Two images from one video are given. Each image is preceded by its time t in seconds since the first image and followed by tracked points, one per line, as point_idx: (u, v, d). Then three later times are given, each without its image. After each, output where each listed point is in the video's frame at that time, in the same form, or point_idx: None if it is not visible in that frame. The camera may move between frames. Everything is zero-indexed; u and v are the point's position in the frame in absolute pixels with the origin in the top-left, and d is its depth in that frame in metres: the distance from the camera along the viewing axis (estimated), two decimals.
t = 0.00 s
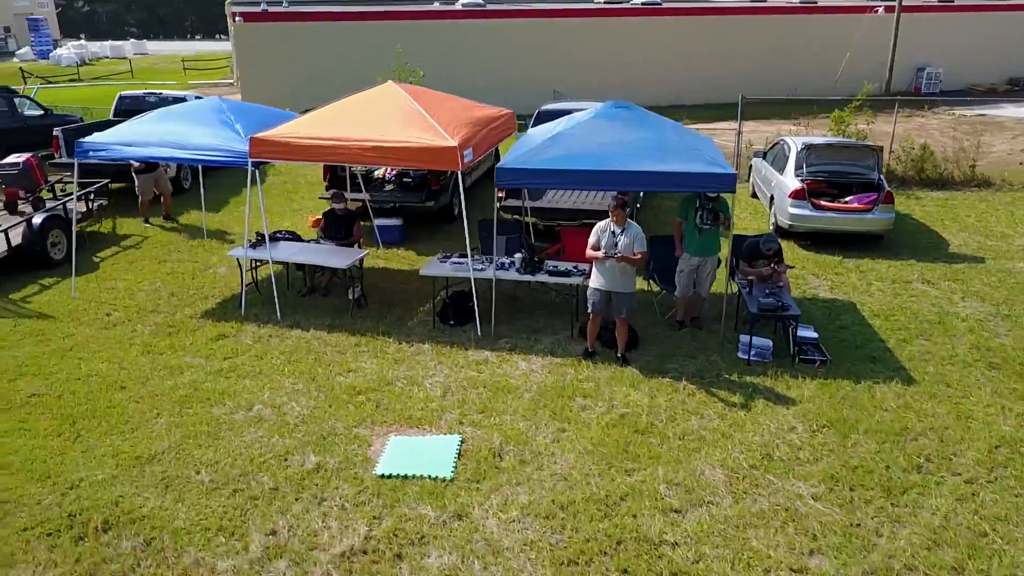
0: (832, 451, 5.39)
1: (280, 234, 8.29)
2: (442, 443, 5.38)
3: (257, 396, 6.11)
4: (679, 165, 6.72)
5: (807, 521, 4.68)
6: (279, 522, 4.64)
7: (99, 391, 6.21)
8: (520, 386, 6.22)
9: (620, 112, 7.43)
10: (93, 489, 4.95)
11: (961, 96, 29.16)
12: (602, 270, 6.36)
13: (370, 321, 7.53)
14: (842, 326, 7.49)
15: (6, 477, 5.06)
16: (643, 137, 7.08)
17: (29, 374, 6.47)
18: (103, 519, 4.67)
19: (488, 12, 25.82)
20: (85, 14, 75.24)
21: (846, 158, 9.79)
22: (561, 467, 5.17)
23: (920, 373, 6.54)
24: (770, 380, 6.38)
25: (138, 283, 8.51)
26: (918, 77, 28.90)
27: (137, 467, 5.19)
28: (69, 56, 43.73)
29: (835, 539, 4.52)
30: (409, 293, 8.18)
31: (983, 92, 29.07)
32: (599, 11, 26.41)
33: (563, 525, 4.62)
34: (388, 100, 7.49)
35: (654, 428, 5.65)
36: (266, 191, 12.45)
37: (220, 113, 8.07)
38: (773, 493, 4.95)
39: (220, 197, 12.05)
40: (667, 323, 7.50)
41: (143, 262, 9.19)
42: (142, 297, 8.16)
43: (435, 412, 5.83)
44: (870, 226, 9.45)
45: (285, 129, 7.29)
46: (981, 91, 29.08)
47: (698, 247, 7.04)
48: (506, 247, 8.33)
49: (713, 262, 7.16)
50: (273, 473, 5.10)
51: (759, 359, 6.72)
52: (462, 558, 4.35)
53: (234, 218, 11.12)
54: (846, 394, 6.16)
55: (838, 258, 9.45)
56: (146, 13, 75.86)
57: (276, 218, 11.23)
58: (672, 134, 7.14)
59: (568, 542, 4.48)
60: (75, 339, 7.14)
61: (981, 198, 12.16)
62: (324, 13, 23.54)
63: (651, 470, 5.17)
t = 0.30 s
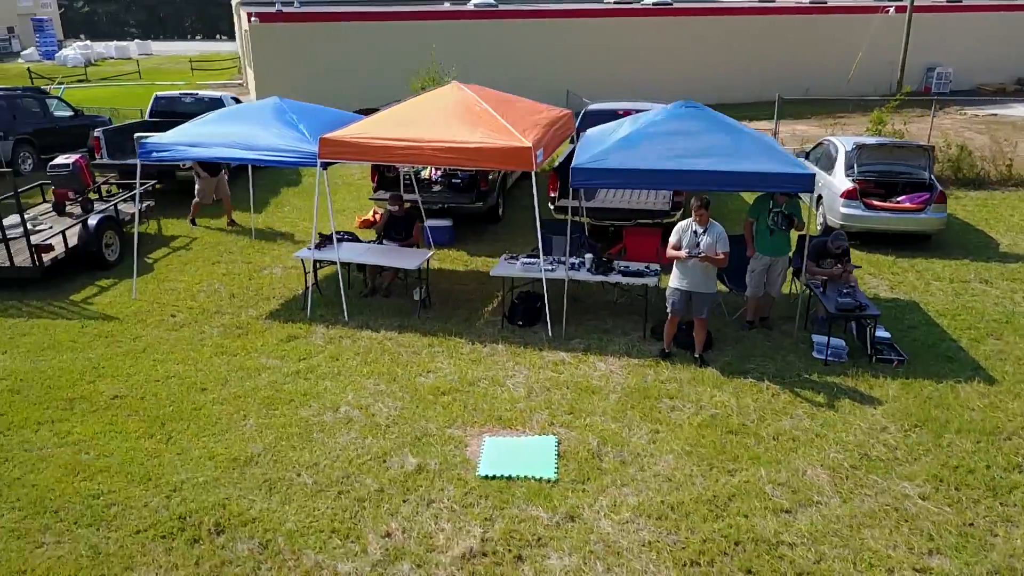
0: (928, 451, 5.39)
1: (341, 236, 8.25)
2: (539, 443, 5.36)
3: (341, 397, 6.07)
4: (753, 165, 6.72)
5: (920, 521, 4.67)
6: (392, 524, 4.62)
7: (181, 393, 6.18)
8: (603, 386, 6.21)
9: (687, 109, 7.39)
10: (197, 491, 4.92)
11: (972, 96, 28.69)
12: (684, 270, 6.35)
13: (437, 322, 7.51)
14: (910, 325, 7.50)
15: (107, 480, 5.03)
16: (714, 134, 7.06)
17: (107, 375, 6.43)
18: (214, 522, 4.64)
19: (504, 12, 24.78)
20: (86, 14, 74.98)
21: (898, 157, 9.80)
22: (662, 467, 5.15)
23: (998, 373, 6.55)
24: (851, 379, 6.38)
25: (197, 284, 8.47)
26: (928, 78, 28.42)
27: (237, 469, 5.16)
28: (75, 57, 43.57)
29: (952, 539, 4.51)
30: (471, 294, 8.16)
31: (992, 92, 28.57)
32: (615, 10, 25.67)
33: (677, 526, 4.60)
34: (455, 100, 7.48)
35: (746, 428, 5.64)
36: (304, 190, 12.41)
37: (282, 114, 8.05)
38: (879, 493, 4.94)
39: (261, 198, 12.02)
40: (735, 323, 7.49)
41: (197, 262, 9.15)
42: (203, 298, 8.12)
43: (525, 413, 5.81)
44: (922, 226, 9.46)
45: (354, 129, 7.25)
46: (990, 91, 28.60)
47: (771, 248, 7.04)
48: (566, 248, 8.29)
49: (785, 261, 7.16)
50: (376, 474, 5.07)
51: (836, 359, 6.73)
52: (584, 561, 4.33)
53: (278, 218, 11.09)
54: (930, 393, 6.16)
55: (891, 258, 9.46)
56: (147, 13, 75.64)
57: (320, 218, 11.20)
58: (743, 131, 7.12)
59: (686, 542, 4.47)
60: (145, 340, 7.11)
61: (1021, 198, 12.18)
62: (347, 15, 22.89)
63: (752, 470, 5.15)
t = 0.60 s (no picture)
0: (1019, 452, 5.39)
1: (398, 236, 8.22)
2: (631, 445, 5.36)
3: (421, 399, 6.06)
4: (830, 167, 6.72)
5: None
6: (498, 525, 4.61)
7: (260, 393, 6.17)
8: (682, 387, 6.21)
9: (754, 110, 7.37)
10: (295, 492, 4.91)
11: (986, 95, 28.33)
12: (760, 271, 6.35)
13: (502, 322, 7.51)
14: (975, 326, 7.50)
15: (204, 481, 5.02)
16: (787, 135, 7.04)
17: (182, 376, 6.42)
18: (320, 523, 4.63)
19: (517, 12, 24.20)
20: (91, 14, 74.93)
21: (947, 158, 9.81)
22: (756, 468, 5.15)
23: None
24: (927, 379, 6.38)
25: (254, 284, 8.46)
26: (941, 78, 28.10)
27: (331, 470, 5.14)
28: (85, 57, 43.51)
29: None
30: (531, 294, 8.15)
31: (1006, 92, 28.16)
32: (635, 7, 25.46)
33: (784, 527, 4.60)
34: (521, 100, 7.47)
35: (832, 429, 5.64)
36: (343, 191, 12.39)
37: (342, 114, 8.04)
38: (978, 494, 4.95)
39: (301, 198, 12.01)
40: (800, 324, 7.50)
41: (250, 263, 9.14)
42: (263, 298, 8.11)
43: (610, 414, 5.80)
44: (973, 227, 9.48)
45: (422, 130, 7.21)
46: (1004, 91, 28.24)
47: (837, 251, 7.04)
48: (624, 248, 8.27)
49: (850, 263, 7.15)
50: (472, 475, 5.07)
51: (908, 360, 6.72)
52: (697, 562, 4.33)
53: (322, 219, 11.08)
54: (1009, 394, 6.16)
55: (942, 258, 9.47)
56: (153, 14, 75.58)
57: (364, 218, 11.20)
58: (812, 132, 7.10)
59: (795, 543, 4.47)
60: (214, 341, 7.09)
61: None
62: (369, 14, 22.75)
63: (847, 471, 5.15)
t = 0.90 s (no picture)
0: None
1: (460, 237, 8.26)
2: (724, 445, 5.38)
3: (505, 398, 6.07)
4: (903, 166, 6.68)
5: None
6: (607, 525, 4.62)
7: (342, 394, 6.18)
8: (763, 387, 6.22)
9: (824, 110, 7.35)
10: (398, 492, 4.91)
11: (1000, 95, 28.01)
12: (839, 272, 6.36)
13: (568, 322, 7.48)
14: None
15: (304, 481, 5.02)
16: (858, 134, 7.03)
17: (261, 376, 6.44)
18: (429, 523, 4.64)
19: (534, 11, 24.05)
20: (97, 15, 74.84)
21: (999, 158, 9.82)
22: (853, 468, 5.16)
23: None
24: (1005, 379, 6.39)
25: (313, 285, 8.46)
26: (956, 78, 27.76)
27: (430, 469, 5.15)
28: (95, 57, 43.47)
29: None
30: (593, 294, 8.16)
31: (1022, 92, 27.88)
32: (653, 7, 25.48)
33: (893, 527, 4.60)
34: (588, 100, 7.48)
35: (922, 429, 5.64)
36: (383, 191, 12.38)
37: (404, 113, 8.03)
38: None
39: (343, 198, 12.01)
40: (867, 323, 7.51)
41: (305, 263, 9.14)
42: (326, 299, 8.12)
43: (696, 415, 5.81)
44: None
45: (492, 132, 7.26)
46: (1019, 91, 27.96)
47: (907, 251, 7.07)
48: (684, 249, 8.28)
49: (919, 263, 7.19)
50: (572, 475, 5.08)
51: (981, 361, 6.73)
52: (813, 562, 4.33)
53: (367, 219, 11.09)
54: None
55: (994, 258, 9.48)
56: (158, 14, 75.51)
57: (409, 217, 11.20)
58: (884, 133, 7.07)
59: (906, 542, 4.48)
60: (285, 341, 7.10)
61: None
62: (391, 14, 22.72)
63: (944, 471, 5.16)
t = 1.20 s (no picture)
0: None
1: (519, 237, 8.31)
2: (810, 443, 5.38)
3: (581, 396, 6.06)
4: (970, 164, 6.61)
5: None
6: (707, 523, 4.62)
7: (416, 392, 6.18)
8: (837, 386, 6.22)
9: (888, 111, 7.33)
10: (492, 491, 4.91)
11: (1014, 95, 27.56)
12: (911, 271, 6.36)
13: (629, 322, 7.42)
14: None
15: (396, 480, 5.03)
16: (923, 134, 7.00)
17: (333, 375, 6.44)
18: (529, 521, 4.64)
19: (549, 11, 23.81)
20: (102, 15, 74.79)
21: None
22: (942, 467, 5.16)
23: None
24: None
25: (368, 285, 8.46)
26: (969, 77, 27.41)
27: (519, 468, 5.15)
28: (104, 57, 43.43)
29: None
30: (650, 293, 8.15)
31: None
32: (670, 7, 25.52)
33: (992, 525, 4.60)
34: (649, 100, 7.46)
35: (1003, 427, 5.64)
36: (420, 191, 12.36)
37: (460, 112, 8.01)
38: None
39: (381, 198, 12.01)
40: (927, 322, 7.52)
41: (354, 262, 9.13)
42: (382, 299, 8.12)
43: (776, 414, 5.81)
44: None
45: (554, 131, 7.29)
46: None
47: (972, 250, 7.07)
48: (739, 248, 8.29)
49: (983, 262, 7.19)
50: (663, 474, 5.08)
51: None
52: (919, 560, 4.33)
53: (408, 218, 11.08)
54: None
55: None
56: (163, 14, 75.49)
57: (450, 217, 11.20)
58: (949, 133, 7.01)
59: (1009, 540, 4.48)
60: (350, 341, 7.09)
61: None
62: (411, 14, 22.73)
63: None
